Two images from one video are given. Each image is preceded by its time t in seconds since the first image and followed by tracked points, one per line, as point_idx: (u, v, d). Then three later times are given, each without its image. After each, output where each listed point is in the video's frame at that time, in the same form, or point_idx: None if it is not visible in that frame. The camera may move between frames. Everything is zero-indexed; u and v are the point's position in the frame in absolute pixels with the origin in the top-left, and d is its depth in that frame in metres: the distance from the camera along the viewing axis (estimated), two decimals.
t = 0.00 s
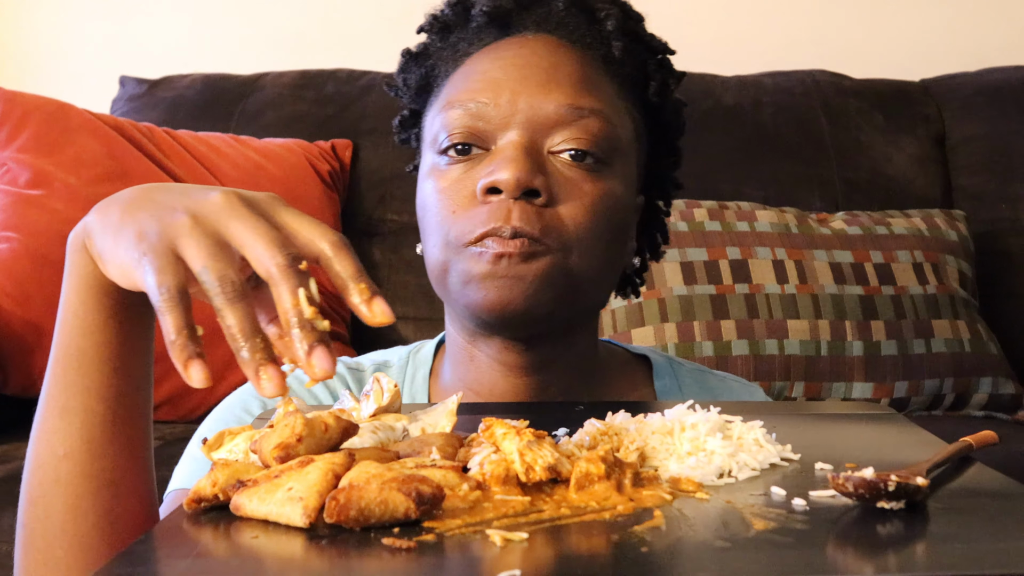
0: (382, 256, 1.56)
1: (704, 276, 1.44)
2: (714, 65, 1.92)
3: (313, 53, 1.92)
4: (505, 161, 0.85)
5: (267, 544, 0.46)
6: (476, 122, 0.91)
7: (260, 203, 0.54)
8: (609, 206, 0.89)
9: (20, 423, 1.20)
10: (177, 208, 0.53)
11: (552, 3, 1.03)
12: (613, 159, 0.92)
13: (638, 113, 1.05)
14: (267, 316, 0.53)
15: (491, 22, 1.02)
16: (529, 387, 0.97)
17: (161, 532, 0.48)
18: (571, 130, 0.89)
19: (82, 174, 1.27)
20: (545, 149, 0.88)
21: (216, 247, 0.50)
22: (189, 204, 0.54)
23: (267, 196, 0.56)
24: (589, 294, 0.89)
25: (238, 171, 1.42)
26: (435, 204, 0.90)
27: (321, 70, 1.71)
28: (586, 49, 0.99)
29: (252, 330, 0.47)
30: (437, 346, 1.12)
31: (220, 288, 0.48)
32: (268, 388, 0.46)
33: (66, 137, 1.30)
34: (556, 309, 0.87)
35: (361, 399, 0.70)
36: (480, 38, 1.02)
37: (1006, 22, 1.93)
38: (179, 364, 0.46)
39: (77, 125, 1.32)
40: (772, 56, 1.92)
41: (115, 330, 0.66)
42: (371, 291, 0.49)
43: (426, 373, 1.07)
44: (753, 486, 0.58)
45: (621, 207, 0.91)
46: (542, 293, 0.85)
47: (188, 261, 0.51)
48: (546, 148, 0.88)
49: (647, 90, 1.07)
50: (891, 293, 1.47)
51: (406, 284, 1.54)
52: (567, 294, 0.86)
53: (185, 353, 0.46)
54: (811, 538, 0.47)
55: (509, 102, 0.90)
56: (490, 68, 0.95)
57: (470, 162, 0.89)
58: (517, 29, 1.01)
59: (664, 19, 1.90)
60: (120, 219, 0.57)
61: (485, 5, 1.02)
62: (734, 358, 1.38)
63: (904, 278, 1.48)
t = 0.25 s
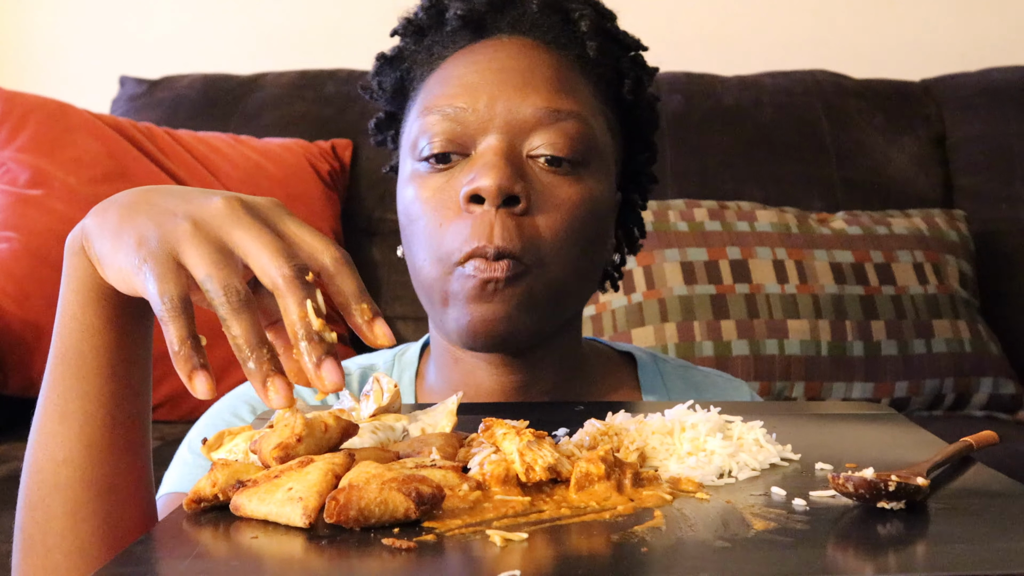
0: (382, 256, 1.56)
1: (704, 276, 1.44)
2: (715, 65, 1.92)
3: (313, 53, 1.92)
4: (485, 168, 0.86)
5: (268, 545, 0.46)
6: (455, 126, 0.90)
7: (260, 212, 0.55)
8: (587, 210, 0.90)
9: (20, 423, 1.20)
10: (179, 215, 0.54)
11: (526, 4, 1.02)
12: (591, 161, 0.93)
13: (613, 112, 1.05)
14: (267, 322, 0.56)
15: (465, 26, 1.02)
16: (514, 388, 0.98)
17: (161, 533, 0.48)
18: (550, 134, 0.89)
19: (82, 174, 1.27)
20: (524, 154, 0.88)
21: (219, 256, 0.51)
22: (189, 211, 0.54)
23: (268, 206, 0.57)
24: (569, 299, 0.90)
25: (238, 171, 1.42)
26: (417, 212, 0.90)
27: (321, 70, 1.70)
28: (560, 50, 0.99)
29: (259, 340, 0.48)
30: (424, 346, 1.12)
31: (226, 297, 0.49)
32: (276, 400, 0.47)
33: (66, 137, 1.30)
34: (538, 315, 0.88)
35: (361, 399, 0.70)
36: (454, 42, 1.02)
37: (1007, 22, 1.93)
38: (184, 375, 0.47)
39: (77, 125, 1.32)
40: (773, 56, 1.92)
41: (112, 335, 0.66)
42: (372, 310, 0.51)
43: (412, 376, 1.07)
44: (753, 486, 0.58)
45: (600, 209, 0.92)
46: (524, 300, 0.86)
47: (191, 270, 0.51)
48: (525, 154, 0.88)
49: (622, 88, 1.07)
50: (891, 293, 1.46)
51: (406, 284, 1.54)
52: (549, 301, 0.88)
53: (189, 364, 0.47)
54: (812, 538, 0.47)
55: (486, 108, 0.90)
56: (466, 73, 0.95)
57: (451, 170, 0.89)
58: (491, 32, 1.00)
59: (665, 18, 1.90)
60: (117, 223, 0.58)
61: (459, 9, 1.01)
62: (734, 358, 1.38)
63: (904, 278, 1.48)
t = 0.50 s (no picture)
0: (382, 256, 1.56)
1: (705, 276, 1.43)
2: (714, 64, 1.92)
3: (313, 53, 1.92)
4: (481, 171, 0.86)
5: (268, 545, 0.46)
6: (450, 129, 0.90)
7: (266, 221, 0.55)
8: (585, 208, 0.90)
9: (19, 422, 1.20)
10: (183, 223, 0.54)
11: (518, 4, 1.02)
12: (588, 160, 0.92)
13: (609, 109, 1.04)
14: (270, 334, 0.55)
15: (457, 28, 1.02)
16: (516, 388, 0.98)
17: (161, 533, 0.48)
18: (546, 135, 0.89)
19: (81, 174, 1.27)
20: (520, 156, 0.88)
21: (223, 266, 0.51)
22: (195, 221, 0.54)
23: (272, 215, 0.56)
24: (570, 297, 0.90)
25: (238, 171, 1.42)
26: (415, 216, 0.91)
27: (321, 70, 1.70)
28: (554, 49, 0.99)
29: (261, 353, 0.47)
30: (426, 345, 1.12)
31: (227, 309, 0.48)
32: (276, 415, 0.45)
33: (66, 137, 1.30)
34: (539, 316, 0.89)
35: (361, 399, 0.70)
36: (448, 44, 1.02)
37: (1007, 22, 1.93)
38: (183, 388, 0.46)
39: (77, 125, 1.31)
40: (773, 56, 1.92)
41: (118, 337, 0.66)
42: (373, 327, 0.50)
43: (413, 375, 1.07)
44: (753, 486, 0.58)
45: (598, 207, 0.92)
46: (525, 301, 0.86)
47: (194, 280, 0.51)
48: (521, 155, 0.88)
49: (616, 85, 1.07)
50: (891, 293, 1.46)
51: (406, 284, 1.54)
52: (548, 302, 0.88)
53: (189, 378, 0.46)
54: (811, 538, 0.47)
55: (481, 110, 0.90)
56: (460, 76, 0.95)
57: (448, 174, 0.89)
58: (485, 33, 1.01)
59: (665, 18, 1.90)
60: (122, 231, 0.57)
61: (451, 10, 1.01)
62: (734, 358, 1.38)
63: (905, 278, 1.48)
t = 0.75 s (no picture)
0: (382, 256, 1.56)
1: (705, 276, 1.44)
2: (715, 65, 1.92)
3: (313, 53, 1.91)
4: (490, 172, 0.86)
5: (267, 545, 0.46)
6: (458, 131, 0.90)
7: (308, 248, 0.54)
8: (594, 207, 0.90)
9: (19, 422, 1.20)
10: (222, 246, 0.52)
11: (522, 4, 1.02)
12: (596, 159, 0.92)
13: (614, 108, 1.04)
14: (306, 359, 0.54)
15: (461, 28, 1.01)
16: (525, 387, 0.98)
17: (161, 532, 0.48)
18: (555, 135, 0.89)
19: (82, 174, 1.27)
20: (529, 156, 0.88)
21: (265, 294, 0.49)
22: (235, 243, 0.52)
23: (310, 240, 0.55)
24: (580, 295, 0.91)
25: (238, 172, 1.42)
26: (424, 218, 0.91)
27: (321, 70, 1.70)
28: (559, 49, 0.99)
29: (301, 392, 0.46)
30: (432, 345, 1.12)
31: (268, 343, 0.47)
32: (316, 452, 0.45)
33: (66, 137, 1.30)
34: (550, 313, 0.89)
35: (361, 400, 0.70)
36: (452, 45, 1.02)
37: (1007, 22, 1.93)
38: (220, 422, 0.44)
39: (77, 125, 1.32)
40: (773, 56, 1.92)
41: (143, 350, 0.66)
42: (406, 376, 0.49)
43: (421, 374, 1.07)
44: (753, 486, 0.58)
45: (606, 206, 0.92)
46: (536, 299, 0.87)
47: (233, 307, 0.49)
48: (530, 156, 0.88)
49: (621, 84, 1.06)
50: (891, 294, 1.46)
51: (406, 284, 1.54)
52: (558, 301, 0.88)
53: (225, 410, 0.45)
54: (811, 538, 0.47)
55: (489, 111, 0.90)
56: (467, 78, 0.95)
57: (457, 176, 0.89)
58: (489, 34, 1.00)
59: (665, 18, 1.90)
60: (159, 248, 0.56)
61: (455, 12, 1.01)
62: (734, 358, 1.38)
63: (905, 278, 1.48)
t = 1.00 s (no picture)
0: (381, 256, 1.56)
1: (705, 276, 1.43)
2: (714, 65, 1.92)
3: (313, 53, 1.91)
4: (479, 175, 0.86)
5: (264, 546, 0.46)
6: (449, 133, 0.91)
7: (324, 282, 0.48)
8: (587, 207, 0.89)
9: (19, 422, 1.20)
10: (229, 273, 0.47)
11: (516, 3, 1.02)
12: (589, 159, 0.92)
13: (612, 105, 1.04)
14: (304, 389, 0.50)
15: (456, 30, 1.02)
16: (527, 388, 0.97)
17: (162, 533, 0.48)
18: (546, 136, 0.89)
19: (82, 174, 1.27)
20: (520, 158, 0.88)
21: (274, 328, 0.44)
22: (244, 271, 0.47)
23: (326, 265, 0.49)
24: (574, 298, 0.90)
25: (238, 173, 1.42)
26: (418, 221, 0.91)
27: (321, 70, 1.70)
28: (554, 47, 0.99)
29: (311, 423, 0.42)
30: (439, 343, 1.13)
31: (275, 375, 0.42)
32: (329, 489, 0.40)
33: (66, 137, 1.30)
34: (541, 317, 0.89)
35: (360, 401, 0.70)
36: (448, 47, 1.02)
37: (1006, 22, 1.93)
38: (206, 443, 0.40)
39: (77, 125, 1.31)
40: (772, 56, 1.92)
41: (153, 366, 0.62)
42: (423, 415, 0.45)
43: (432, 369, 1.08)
44: (753, 486, 0.58)
45: (600, 205, 0.91)
46: (531, 300, 0.87)
47: (238, 339, 0.44)
48: (521, 157, 0.88)
49: (620, 80, 1.06)
50: (891, 294, 1.46)
51: (406, 284, 1.54)
52: (551, 301, 0.88)
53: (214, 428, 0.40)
54: (811, 538, 0.47)
55: (479, 113, 0.90)
56: (460, 79, 0.95)
57: (448, 179, 0.90)
58: (483, 35, 1.01)
59: (665, 18, 1.90)
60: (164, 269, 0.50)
61: (448, 14, 1.01)
62: (734, 358, 1.38)
63: (904, 278, 1.48)
